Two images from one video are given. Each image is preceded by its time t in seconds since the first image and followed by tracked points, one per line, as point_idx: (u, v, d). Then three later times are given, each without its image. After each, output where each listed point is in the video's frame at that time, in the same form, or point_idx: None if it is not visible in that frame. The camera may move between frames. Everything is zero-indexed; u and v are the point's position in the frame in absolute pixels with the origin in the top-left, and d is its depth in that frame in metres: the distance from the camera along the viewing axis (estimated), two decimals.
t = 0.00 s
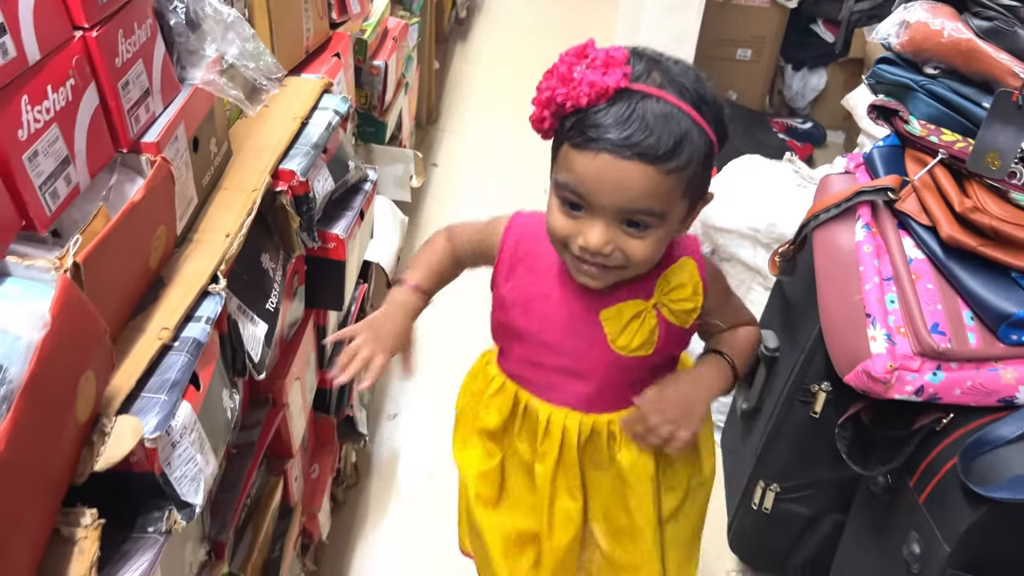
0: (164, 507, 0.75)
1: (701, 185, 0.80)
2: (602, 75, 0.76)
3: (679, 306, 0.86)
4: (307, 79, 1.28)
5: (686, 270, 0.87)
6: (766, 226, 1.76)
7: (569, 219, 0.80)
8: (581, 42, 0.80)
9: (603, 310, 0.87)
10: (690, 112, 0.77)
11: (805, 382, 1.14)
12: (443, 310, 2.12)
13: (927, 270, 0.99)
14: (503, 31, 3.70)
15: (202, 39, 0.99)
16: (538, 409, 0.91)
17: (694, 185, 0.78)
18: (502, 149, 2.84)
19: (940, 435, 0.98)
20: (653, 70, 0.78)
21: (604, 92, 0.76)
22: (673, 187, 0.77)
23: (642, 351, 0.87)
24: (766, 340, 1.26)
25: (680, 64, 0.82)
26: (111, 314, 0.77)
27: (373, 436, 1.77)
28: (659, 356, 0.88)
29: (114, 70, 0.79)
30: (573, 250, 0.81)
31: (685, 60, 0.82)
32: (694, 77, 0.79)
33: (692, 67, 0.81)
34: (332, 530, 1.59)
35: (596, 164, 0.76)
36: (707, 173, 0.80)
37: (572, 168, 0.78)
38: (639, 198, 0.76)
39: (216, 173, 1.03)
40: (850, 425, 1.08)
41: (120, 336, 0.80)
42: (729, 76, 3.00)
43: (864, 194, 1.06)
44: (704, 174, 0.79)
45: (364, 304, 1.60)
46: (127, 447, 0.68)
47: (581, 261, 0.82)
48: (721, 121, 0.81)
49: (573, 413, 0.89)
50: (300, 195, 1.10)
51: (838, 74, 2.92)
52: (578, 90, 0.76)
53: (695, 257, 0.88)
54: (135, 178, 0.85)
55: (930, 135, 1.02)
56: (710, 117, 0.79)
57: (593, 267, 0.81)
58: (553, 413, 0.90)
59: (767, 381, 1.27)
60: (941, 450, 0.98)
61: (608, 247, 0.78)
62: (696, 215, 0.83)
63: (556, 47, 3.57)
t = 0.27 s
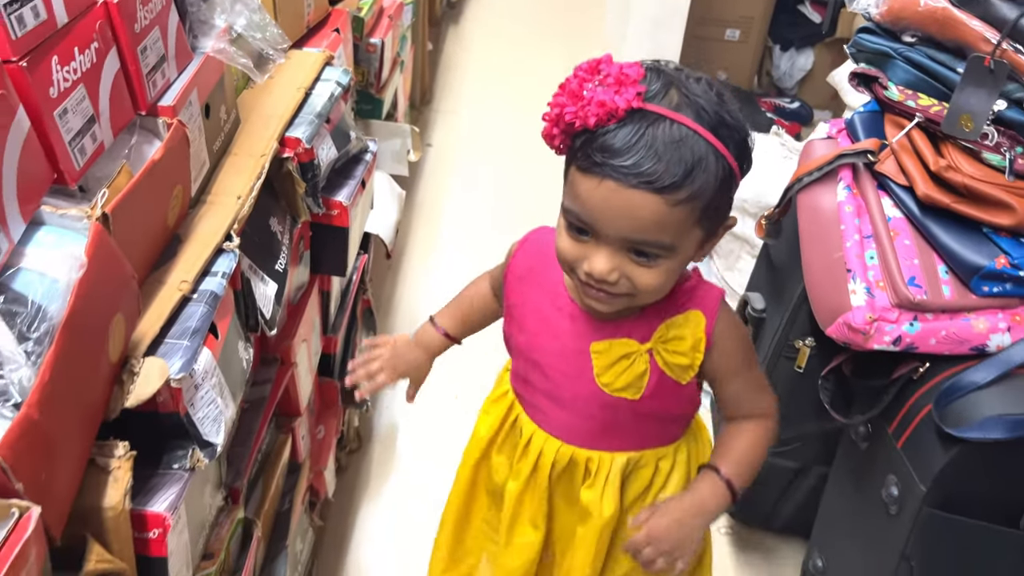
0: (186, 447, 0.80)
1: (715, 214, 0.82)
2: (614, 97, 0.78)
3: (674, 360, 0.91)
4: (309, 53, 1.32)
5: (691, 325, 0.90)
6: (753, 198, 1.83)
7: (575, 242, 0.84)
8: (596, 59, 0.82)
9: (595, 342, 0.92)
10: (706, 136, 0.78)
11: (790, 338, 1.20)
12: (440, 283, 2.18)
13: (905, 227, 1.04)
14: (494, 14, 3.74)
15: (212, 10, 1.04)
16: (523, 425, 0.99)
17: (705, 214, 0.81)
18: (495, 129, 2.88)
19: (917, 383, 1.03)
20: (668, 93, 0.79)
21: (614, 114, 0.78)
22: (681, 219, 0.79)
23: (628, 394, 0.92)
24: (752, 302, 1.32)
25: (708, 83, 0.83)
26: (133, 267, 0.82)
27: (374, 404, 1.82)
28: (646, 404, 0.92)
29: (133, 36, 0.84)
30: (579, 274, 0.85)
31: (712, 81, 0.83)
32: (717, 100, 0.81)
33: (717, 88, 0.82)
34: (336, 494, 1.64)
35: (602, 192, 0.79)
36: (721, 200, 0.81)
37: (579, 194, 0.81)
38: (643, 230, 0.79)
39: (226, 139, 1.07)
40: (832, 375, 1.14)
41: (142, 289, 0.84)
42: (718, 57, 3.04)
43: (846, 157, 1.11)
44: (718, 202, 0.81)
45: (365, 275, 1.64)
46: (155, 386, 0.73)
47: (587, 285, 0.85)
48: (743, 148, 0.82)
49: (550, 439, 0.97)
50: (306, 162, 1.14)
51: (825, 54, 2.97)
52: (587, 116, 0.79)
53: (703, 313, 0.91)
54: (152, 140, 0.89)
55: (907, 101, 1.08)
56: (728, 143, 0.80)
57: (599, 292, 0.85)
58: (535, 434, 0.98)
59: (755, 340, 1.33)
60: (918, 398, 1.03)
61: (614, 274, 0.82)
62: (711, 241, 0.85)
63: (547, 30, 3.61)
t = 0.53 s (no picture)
0: (221, 379, 0.86)
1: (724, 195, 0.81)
2: (621, 72, 0.79)
3: (677, 348, 0.87)
4: (314, 24, 1.37)
5: (698, 316, 0.86)
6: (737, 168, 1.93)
7: (588, 213, 0.84)
8: (615, 36, 0.83)
9: (611, 313, 0.91)
10: (711, 113, 0.77)
11: (775, 288, 1.27)
12: (438, 256, 2.26)
13: (882, 178, 1.12)
14: None
15: None
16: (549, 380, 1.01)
17: (710, 191, 0.79)
18: (485, 108, 2.94)
19: (894, 323, 1.10)
20: (678, 71, 0.79)
21: (621, 89, 0.78)
22: (681, 195, 0.78)
23: (631, 370, 0.91)
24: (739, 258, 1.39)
25: (727, 62, 0.82)
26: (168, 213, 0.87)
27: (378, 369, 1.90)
28: (651, 383, 0.91)
29: None
30: (591, 243, 0.85)
31: (731, 61, 0.82)
32: (729, 79, 0.80)
33: (733, 68, 0.81)
34: (342, 455, 1.72)
35: (605, 165, 0.79)
36: (728, 182, 0.80)
37: (586, 168, 0.82)
38: (645, 203, 0.79)
39: (242, 102, 1.13)
40: (816, 319, 1.22)
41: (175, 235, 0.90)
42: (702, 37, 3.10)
43: (826, 114, 1.18)
44: (724, 181, 0.80)
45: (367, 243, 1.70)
46: (196, 318, 0.79)
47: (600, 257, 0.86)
48: (755, 131, 0.81)
49: (566, 396, 0.98)
50: (317, 125, 1.19)
51: (806, 33, 3.03)
52: (594, 90, 0.80)
53: (716, 304, 0.86)
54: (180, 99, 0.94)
55: (882, 60, 1.16)
56: (737, 124, 0.79)
57: (611, 263, 0.85)
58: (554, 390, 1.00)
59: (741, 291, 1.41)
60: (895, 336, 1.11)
61: (621, 246, 0.82)
62: (723, 221, 0.83)
63: (533, 12, 3.67)
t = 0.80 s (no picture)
0: (257, 323, 0.94)
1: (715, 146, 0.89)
2: (620, 34, 0.88)
3: (673, 298, 0.95)
4: (319, 5, 1.44)
5: (692, 270, 0.93)
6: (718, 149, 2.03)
7: (590, 165, 0.93)
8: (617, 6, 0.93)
9: (617, 267, 0.99)
10: (699, 71, 0.86)
11: (756, 247, 1.37)
12: (431, 236, 2.34)
13: (854, 140, 1.22)
14: None
15: None
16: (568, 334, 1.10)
17: (699, 141, 0.88)
18: (470, 96, 3.02)
19: (866, 274, 1.20)
20: (672, 33, 0.88)
21: (619, 50, 0.88)
22: (672, 144, 0.87)
23: (633, 319, 0.99)
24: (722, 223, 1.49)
25: (718, 29, 0.91)
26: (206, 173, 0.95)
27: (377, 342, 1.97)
28: (652, 331, 0.99)
29: None
30: (592, 195, 0.94)
31: (722, 28, 0.91)
32: (718, 42, 0.89)
33: (722, 33, 0.90)
34: (347, 421, 1.78)
35: (605, 119, 0.88)
36: (716, 134, 0.89)
37: (589, 123, 0.91)
38: (640, 152, 0.88)
39: (259, 76, 1.20)
40: (795, 274, 1.32)
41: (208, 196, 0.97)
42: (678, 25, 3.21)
43: (801, 82, 1.28)
44: (713, 133, 0.88)
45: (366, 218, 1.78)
46: (237, 262, 0.87)
47: (600, 206, 0.94)
48: (742, 88, 0.89)
49: (580, 346, 1.07)
50: (327, 99, 1.26)
51: (778, 20, 3.13)
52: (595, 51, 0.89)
53: (709, 258, 0.93)
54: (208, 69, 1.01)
55: (853, 31, 1.25)
56: (724, 81, 0.88)
57: (610, 212, 0.94)
58: (571, 340, 1.09)
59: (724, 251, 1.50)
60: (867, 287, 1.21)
61: (619, 194, 0.90)
62: (714, 172, 0.92)
63: (513, 3, 3.75)
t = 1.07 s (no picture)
0: (254, 303, 0.99)
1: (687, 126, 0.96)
2: (595, 24, 0.94)
3: (660, 274, 1.00)
4: (302, 6, 1.49)
5: (678, 246, 0.99)
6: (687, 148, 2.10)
7: (573, 148, 1.00)
8: None
9: (604, 247, 1.05)
10: (669, 56, 0.93)
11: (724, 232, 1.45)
12: (410, 233, 2.39)
13: (814, 130, 1.29)
14: None
15: None
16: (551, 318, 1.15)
17: (670, 121, 0.94)
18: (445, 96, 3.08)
19: (825, 255, 1.28)
20: (644, 23, 0.95)
21: (595, 38, 0.94)
22: (646, 124, 0.93)
23: (622, 296, 1.05)
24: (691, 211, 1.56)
25: (687, 19, 0.98)
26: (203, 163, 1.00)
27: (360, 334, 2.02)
28: (638, 306, 1.05)
29: None
30: (575, 175, 1.00)
31: (691, 18, 0.98)
32: (687, 31, 0.95)
33: (692, 23, 0.97)
34: (333, 408, 1.82)
35: (582, 102, 0.95)
36: (687, 115, 0.95)
37: (569, 107, 0.98)
38: (617, 133, 0.94)
39: (248, 72, 1.25)
40: (760, 257, 1.39)
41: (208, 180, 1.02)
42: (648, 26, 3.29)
43: (764, 76, 1.36)
44: (683, 114, 0.95)
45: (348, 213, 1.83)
46: (236, 244, 0.92)
47: (582, 185, 1.01)
48: (711, 73, 0.96)
49: (564, 327, 1.12)
50: (313, 94, 1.31)
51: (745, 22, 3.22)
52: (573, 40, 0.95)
53: (691, 235, 0.99)
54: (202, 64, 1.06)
55: (811, 27, 1.33)
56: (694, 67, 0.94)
57: (591, 191, 1.00)
58: (555, 323, 1.14)
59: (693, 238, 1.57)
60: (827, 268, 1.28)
61: (599, 173, 0.97)
62: (687, 149, 0.98)
63: (486, 7, 3.82)
